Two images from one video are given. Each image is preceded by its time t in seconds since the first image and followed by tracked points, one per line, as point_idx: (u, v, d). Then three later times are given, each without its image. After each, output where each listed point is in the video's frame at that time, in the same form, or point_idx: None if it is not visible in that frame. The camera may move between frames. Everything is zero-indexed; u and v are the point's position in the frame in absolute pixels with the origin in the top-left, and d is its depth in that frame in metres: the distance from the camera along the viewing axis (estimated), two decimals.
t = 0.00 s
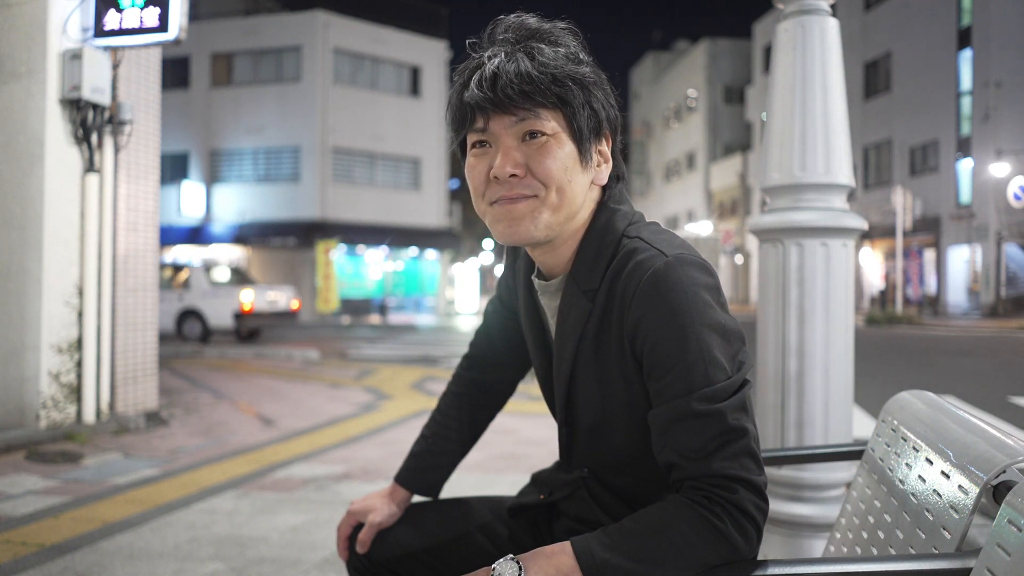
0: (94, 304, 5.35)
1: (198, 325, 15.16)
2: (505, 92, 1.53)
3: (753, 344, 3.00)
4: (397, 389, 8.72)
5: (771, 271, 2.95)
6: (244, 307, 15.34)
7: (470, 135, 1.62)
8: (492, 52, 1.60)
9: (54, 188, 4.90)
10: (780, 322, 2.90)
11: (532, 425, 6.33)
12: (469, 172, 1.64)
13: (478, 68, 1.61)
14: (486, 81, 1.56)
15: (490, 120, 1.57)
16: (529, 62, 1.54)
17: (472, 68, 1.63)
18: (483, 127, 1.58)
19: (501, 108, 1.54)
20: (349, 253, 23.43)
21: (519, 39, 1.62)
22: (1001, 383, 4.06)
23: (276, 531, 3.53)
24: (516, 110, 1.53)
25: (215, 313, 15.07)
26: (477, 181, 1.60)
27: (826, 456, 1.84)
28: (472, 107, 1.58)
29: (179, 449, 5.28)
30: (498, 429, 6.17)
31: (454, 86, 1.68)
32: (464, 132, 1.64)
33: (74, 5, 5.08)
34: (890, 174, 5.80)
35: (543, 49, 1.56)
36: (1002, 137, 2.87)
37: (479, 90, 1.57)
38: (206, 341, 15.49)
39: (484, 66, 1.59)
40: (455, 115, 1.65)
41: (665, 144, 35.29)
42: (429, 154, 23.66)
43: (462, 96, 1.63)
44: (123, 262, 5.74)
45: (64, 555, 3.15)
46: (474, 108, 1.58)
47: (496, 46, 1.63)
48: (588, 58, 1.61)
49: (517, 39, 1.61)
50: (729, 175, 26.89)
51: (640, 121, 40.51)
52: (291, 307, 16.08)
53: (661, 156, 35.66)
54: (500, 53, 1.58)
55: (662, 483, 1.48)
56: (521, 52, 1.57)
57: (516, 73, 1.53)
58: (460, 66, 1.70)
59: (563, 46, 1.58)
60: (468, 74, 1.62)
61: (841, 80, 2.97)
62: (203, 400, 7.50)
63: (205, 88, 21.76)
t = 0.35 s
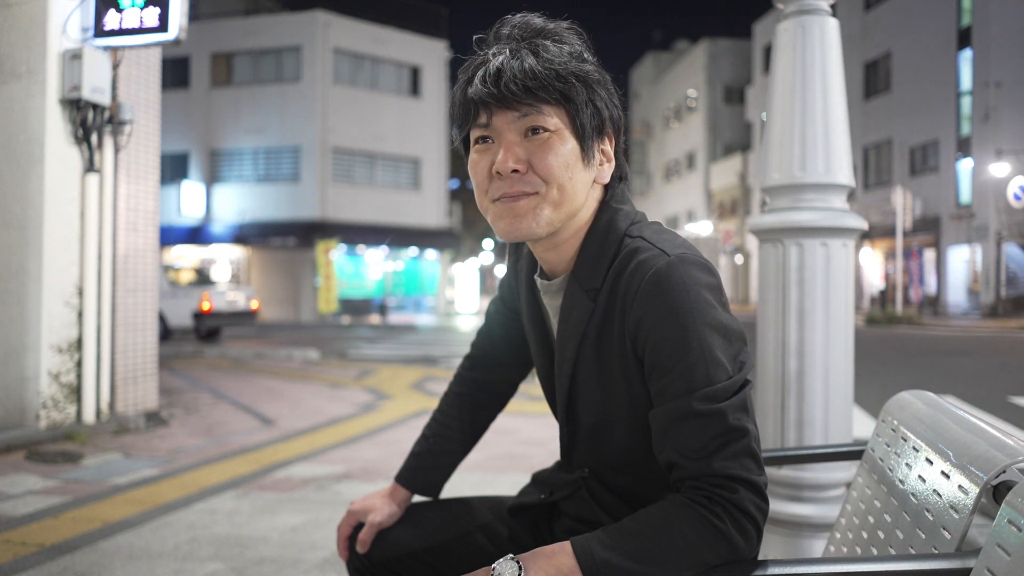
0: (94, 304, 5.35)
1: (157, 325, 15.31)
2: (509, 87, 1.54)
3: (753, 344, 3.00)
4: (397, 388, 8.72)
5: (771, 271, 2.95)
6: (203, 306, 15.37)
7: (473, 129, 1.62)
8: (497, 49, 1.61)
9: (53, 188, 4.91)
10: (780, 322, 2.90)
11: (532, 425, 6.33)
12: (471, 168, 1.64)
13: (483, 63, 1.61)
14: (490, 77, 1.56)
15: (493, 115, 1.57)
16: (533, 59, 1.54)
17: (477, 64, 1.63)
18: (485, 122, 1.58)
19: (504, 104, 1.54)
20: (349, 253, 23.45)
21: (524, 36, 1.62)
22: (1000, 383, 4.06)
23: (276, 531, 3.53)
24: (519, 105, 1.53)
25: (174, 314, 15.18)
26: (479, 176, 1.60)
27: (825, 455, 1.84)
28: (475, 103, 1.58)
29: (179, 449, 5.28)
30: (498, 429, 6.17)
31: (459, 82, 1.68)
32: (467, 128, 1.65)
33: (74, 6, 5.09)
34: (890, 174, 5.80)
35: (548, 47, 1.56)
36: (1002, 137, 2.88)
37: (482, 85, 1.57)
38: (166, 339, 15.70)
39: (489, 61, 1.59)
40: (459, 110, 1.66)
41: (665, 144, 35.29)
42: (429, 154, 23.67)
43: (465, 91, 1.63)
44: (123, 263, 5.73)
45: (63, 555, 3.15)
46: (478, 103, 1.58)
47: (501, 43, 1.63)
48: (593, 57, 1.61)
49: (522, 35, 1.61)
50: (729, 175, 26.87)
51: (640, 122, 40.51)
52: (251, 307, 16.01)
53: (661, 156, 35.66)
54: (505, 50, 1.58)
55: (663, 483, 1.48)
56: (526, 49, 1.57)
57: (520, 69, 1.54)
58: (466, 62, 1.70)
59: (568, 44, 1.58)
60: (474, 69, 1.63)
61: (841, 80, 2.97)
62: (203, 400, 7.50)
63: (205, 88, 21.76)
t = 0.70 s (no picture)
0: (94, 304, 5.35)
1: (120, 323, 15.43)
2: (510, 88, 1.54)
3: (753, 344, 3.00)
4: (397, 388, 8.72)
5: (771, 271, 2.95)
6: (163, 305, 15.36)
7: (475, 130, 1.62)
8: (499, 49, 1.61)
9: (54, 188, 4.91)
10: (780, 323, 2.90)
11: (531, 425, 6.33)
12: (472, 169, 1.64)
13: (485, 63, 1.61)
14: (492, 77, 1.56)
15: (494, 116, 1.57)
16: (535, 59, 1.54)
17: (479, 64, 1.63)
18: (486, 123, 1.58)
19: (505, 105, 1.54)
20: (349, 253, 23.43)
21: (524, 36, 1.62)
22: (1001, 383, 4.06)
23: (276, 531, 3.53)
24: (521, 106, 1.53)
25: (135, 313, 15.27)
26: (481, 177, 1.60)
27: (825, 456, 1.84)
28: (476, 103, 1.58)
29: (179, 449, 5.28)
30: (499, 429, 6.17)
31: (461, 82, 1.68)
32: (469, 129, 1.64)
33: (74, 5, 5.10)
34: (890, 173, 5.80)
35: (549, 47, 1.57)
36: (1002, 137, 2.89)
37: (484, 86, 1.57)
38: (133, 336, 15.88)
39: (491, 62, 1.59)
40: (460, 110, 1.65)
41: (665, 144, 35.27)
42: (429, 154, 23.67)
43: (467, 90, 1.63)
44: (123, 263, 5.73)
45: (63, 555, 3.15)
46: (479, 104, 1.58)
47: (502, 43, 1.63)
48: (594, 57, 1.62)
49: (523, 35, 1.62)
50: (729, 175, 26.81)
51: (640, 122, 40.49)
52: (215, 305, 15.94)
53: (661, 156, 35.65)
54: (506, 50, 1.59)
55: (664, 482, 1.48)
56: (527, 50, 1.57)
57: (521, 71, 1.54)
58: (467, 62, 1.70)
59: (570, 44, 1.58)
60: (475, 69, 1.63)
61: (841, 81, 2.97)
62: (203, 400, 7.50)
63: (205, 88, 21.76)
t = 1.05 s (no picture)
0: (94, 305, 5.35)
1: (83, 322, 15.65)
2: (626, 88, 1.30)
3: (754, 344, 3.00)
4: (397, 389, 8.72)
5: (771, 271, 2.94)
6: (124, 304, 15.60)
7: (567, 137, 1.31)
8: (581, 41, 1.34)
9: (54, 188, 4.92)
10: (780, 323, 2.90)
11: (531, 425, 6.34)
12: (568, 170, 1.33)
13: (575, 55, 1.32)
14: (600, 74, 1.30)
15: (616, 110, 1.30)
16: (645, 56, 1.36)
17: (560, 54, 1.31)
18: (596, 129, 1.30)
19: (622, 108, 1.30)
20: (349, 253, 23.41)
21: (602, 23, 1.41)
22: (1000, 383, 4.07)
23: (276, 531, 3.53)
24: (649, 107, 1.33)
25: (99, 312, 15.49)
26: (592, 179, 1.31)
27: (825, 456, 1.84)
28: (595, 91, 1.29)
29: (179, 449, 5.28)
30: (499, 429, 6.17)
31: (522, 77, 1.33)
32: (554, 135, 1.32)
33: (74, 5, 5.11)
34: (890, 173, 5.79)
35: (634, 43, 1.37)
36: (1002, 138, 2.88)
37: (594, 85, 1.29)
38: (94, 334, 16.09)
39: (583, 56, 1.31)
40: (534, 108, 1.32)
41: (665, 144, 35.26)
42: (429, 154, 23.66)
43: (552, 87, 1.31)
44: (123, 263, 5.73)
45: (63, 555, 3.15)
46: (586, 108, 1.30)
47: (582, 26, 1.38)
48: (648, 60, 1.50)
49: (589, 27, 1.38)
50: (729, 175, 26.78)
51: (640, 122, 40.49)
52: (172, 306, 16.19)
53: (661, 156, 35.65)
54: (610, 36, 1.35)
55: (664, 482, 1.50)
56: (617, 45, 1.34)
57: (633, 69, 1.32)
58: (514, 55, 1.37)
59: (637, 37, 1.40)
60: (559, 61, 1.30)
61: (841, 81, 2.97)
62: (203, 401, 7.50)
63: (205, 89, 21.76)
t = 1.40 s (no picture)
0: (93, 304, 5.35)
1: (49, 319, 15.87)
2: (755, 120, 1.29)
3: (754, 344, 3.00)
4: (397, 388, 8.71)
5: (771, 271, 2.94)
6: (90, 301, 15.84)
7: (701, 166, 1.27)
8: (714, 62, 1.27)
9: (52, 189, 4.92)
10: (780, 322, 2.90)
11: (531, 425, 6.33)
12: (696, 195, 1.29)
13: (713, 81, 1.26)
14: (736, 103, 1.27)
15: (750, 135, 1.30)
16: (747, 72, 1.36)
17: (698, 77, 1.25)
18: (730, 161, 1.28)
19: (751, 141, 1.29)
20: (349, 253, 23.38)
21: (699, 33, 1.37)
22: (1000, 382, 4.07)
23: (276, 531, 3.52)
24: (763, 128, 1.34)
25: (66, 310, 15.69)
26: (722, 205, 1.30)
27: (824, 456, 1.83)
28: (736, 114, 1.26)
29: (179, 449, 5.27)
30: (498, 429, 6.16)
31: (663, 97, 1.23)
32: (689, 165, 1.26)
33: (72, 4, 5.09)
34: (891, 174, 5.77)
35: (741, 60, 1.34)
36: (1002, 137, 2.88)
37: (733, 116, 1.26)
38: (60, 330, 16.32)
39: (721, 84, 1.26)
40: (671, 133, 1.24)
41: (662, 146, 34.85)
42: (429, 154, 23.64)
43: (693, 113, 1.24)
44: (122, 261, 5.73)
45: (62, 555, 3.15)
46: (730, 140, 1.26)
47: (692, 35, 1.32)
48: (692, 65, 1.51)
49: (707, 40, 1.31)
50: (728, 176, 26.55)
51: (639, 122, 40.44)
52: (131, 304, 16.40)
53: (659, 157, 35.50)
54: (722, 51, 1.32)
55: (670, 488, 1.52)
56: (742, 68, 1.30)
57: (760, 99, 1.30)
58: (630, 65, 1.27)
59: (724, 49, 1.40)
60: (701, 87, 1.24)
61: (841, 79, 2.97)
62: (203, 400, 7.50)
63: (205, 88, 21.75)
